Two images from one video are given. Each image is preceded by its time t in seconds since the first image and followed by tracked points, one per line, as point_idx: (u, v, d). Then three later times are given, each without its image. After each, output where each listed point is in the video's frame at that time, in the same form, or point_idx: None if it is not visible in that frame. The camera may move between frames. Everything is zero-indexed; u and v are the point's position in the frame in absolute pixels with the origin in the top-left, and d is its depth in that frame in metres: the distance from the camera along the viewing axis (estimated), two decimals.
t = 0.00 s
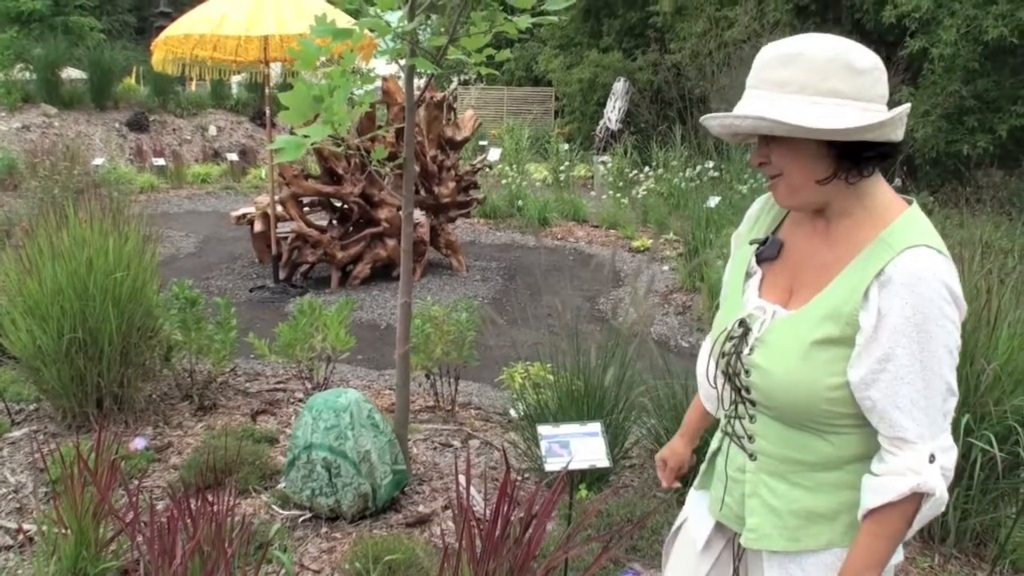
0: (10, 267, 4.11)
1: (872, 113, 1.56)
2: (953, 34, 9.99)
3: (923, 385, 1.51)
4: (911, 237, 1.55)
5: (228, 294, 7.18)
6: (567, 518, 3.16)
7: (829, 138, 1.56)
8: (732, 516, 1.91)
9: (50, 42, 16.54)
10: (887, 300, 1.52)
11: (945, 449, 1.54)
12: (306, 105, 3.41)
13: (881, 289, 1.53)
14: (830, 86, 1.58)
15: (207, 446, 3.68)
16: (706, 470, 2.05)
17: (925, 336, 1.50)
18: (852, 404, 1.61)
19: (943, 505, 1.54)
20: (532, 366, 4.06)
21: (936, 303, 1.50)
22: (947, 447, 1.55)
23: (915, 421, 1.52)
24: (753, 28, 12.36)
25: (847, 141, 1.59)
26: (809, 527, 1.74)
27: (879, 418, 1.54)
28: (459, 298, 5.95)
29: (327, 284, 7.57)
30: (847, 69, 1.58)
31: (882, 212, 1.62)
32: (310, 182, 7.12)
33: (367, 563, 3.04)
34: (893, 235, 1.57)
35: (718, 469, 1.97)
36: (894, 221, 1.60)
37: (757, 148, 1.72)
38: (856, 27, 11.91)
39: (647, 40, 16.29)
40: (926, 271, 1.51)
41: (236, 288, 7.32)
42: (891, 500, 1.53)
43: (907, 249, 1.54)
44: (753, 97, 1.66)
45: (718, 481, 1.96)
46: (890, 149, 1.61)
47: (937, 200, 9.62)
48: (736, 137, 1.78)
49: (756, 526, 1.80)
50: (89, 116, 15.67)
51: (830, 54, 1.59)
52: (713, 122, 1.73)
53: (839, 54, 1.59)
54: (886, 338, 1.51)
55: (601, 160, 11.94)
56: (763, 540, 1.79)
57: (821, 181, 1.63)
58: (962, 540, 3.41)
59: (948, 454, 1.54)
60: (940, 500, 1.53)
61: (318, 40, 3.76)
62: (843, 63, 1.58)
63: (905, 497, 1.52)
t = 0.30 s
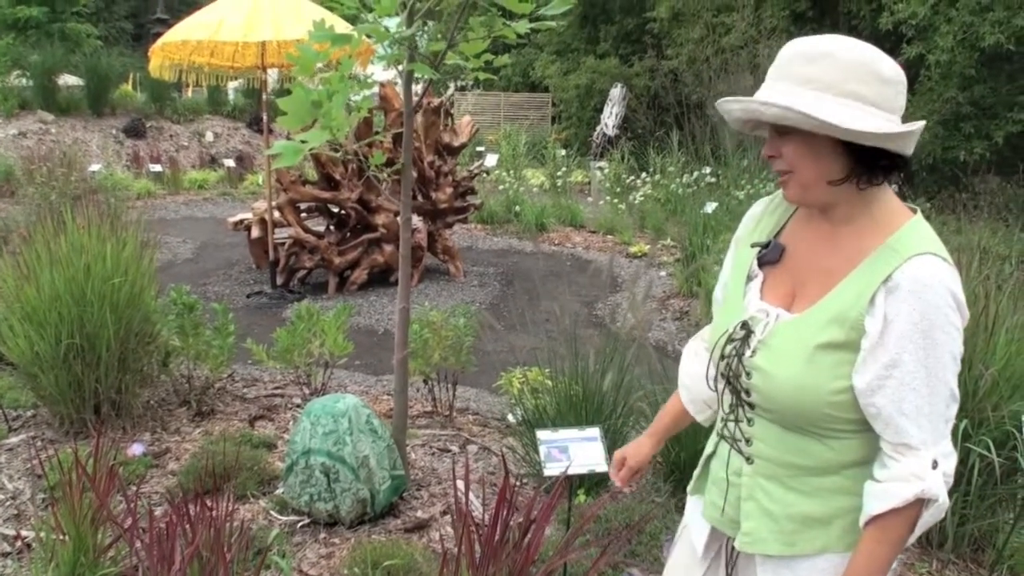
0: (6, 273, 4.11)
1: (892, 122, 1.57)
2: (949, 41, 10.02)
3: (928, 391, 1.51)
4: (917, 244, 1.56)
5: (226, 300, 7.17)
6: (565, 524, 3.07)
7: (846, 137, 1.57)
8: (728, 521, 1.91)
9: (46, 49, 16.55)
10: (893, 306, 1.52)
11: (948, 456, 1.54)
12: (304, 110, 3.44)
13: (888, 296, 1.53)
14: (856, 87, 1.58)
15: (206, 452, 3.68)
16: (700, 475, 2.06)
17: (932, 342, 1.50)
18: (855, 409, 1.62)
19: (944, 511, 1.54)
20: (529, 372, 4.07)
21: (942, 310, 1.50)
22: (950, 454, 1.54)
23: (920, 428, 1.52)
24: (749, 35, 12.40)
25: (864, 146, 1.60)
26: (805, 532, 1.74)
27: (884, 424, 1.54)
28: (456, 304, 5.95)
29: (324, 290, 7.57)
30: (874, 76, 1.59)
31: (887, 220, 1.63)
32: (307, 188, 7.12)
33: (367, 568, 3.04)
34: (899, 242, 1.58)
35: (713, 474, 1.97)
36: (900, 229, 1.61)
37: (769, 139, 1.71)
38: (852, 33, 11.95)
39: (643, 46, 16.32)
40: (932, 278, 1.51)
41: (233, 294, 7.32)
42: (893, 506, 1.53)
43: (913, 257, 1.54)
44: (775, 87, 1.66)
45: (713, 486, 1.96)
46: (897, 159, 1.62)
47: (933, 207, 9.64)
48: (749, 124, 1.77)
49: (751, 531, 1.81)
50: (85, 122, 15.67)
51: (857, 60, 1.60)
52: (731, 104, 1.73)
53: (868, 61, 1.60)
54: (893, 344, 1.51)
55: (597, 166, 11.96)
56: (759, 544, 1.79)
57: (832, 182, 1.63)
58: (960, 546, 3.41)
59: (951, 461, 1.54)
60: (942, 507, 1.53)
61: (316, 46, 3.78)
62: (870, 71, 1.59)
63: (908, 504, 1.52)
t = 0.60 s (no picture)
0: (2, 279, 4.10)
1: (889, 123, 1.58)
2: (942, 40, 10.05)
3: (921, 383, 1.53)
4: (908, 238, 1.58)
5: (221, 305, 7.16)
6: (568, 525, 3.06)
7: (841, 123, 1.57)
8: (717, 519, 1.89)
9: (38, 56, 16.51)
10: (886, 298, 1.53)
11: (939, 450, 1.56)
12: (300, 111, 3.43)
13: (881, 288, 1.54)
14: (862, 79, 1.59)
15: (204, 456, 3.67)
16: (689, 475, 2.04)
17: (924, 335, 1.52)
18: (847, 403, 1.62)
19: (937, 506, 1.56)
20: (527, 373, 4.07)
21: (934, 303, 1.52)
22: (941, 447, 1.56)
23: (912, 421, 1.54)
24: (741, 36, 12.43)
25: (860, 140, 1.61)
26: (798, 530, 1.73)
27: (878, 418, 1.55)
28: (453, 306, 5.94)
29: (319, 293, 7.56)
30: (884, 78, 1.59)
31: (878, 215, 1.63)
32: (303, 191, 7.12)
33: (366, 570, 3.03)
34: (891, 236, 1.59)
35: (702, 473, 1.95)
36: (890, 223, 1.61)
37: (765, 113, 1.71)
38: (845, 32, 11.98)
39: (637, 47, 16.34)
40: (925, 271, 1.53)
41: (229, 298, 7.31)
42: (887, 501, 1.54)
43: (905, 250, 1.55)
44: (784, 58, 1.65)
45: (703, 485, 1.94)
46: (884, 163, 1.63)
47: (928, 206, 9.66)
48: (749, 94, 1.77)
49: (744, 529, 1.79)
50: (78, 129, 15.64)
51: (868, 57, 1.60)
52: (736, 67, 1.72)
53: (881, 61, 1.60)
54: (887, 336, 1.52)
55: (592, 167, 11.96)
56: (751, 543, 1.78)
57: (821, 172, 1.63)
58: (959, 543, 3.41)
59: (942, 455, 1.56)
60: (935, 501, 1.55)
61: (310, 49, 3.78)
62: (879, 71, 1.59)
63: (903, 497, 1.54)
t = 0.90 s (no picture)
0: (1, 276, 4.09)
1: (848, 113, 1.62)
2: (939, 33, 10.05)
3: (889, 372, 1.55)
4: (872, 228, 1.60)
5: (219, 301, 7.15)
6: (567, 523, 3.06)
7: (799, 112, 1.62)
8: (694, 518, 1.91)
9: (35, 52, 16.48)
10: (850, 288, 1.56)
11: (913, 439, 1.57)
12: (298, 108, 3.45)
13: (844, 277, 1.57)
14: (822, 71, 1.63)
15: (204, 452, 3.68)
16: (671, 475, 2.05)
17: (889, 322, 1.54)
18: (816, 395, 1.64)
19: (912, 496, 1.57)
20: (527, 368, 4.07)
21: (899, 292, 1.54)
22: (915, 437, 1.58)
23: (882, 410, 1.56)
24: (738, 30, 12.43)
25: (819, 132, 1.65)
26: (774, 527, 1.74)
27: (847, 408, 1.58)
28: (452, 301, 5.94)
29: (318, 289, 7.56)
30: (845, 73, 1.63)
31: (841, 208, 1.67)
32: (301, 187, 7.14)
33: (366, 565, 3.03)
34: (855, 226, 1.61)
35: (680, 471, 1.96)
36: (853, 215, 1.64)
37: (729, 107, 1.75)
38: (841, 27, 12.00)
39: (634, 42, 16.32)
40: (888, 260, 1.55)
41: (227, 293, 7.31)
42: (860, 492, 1.56)
43: (867, 239, 1.58)
44: (747, 54, 1.71)
45: (681, 483, 1.95)
46: (847, 157, 1.68)
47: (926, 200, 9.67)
48: (714, 91, 1.82)
49: (721, 528, 1.80)
50: (75, 125, 15.61)
51: (831, 53, 1.65)
52: (700, 64, 1.78)
53: (843, 55, 1.65)
54: (851, 325, 1.55)
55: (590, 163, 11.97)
56: (728, 541, 1.79)
57: (782, 164, 1.67)
58: (958, 537, 3.43)
59: (916, 445, 1.58)
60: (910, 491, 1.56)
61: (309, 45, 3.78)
62: (841, 66, 1.64)
63: (876, 488, 1.55)
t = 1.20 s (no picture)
0: (6, 270, 4.09)
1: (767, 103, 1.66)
2: (942, 29, 10.03)
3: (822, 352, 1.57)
4: (800, 213, 1.63)
5: (223, 297, 7.15)
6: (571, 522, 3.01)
7: (718, 106, 1.66)
8: (668, 521, 1.97)
9: (38, 47, 16.45)
10: (778, 274, 1.59)
11: (857, 420, 1.58)
12: (303, 105, 3.45)
13: (771, 265, 1.61)
14: (738, 65, 1.68)
15: (208, 448, 3.68)
16: (645, 481, 2.09)
17: (818, 301, 1.56)
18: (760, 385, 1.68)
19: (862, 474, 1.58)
20: (531, 365, 4.07)
21: (827, 271, 1.56)
22: (858, 415, 1.58)
23: (819, 392, 1.58)
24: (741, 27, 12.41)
25: (740, 124, 1.70)
26: (741, 524, 1.78)
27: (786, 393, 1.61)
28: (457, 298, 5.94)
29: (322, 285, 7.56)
30: (762, 66, 1.68)
31: (773, 199, 1.71)
32: (304, 183, 7.11)
33: (371, 562, 3.03)
34: (784, 213, 1.65)
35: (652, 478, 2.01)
36: (784, 202, 1.68)
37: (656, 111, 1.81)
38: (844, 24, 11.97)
39: (637, 38, 16.29)
40: (814, 241, 1.58)
41: (231, 289, 7.32)
42: (804, 473, 1.57)
43: (795, 224, 1.61)
44: (668, 57, 1.76)
45: (655, 489, 2.00)
46: (778, 149, 1.73)
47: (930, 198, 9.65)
48: (641, 96, 1.87)
49: (691, 527, 1.84)
50: (78, 120, 15.58)
51: (747, 50, 1.70)
52: (623, 70, 1.83)
53: (758, 51, 1.70)
54: (780, 310, 1.58)
55: (593, 159, 11.96)
56: (698, 540, 1.82)
57: (705, 161, 1.72)
58: (962, 536, 3.49)
59: (861, 426, 1.59)
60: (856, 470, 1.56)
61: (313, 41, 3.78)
62: (758, 60, 1.69)
63: (819, 468, 1.56)
